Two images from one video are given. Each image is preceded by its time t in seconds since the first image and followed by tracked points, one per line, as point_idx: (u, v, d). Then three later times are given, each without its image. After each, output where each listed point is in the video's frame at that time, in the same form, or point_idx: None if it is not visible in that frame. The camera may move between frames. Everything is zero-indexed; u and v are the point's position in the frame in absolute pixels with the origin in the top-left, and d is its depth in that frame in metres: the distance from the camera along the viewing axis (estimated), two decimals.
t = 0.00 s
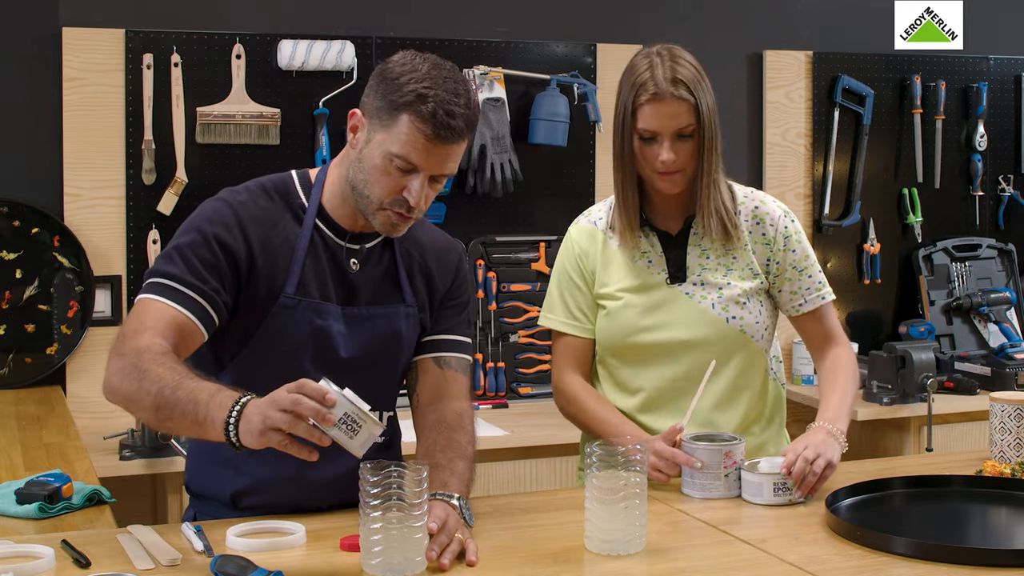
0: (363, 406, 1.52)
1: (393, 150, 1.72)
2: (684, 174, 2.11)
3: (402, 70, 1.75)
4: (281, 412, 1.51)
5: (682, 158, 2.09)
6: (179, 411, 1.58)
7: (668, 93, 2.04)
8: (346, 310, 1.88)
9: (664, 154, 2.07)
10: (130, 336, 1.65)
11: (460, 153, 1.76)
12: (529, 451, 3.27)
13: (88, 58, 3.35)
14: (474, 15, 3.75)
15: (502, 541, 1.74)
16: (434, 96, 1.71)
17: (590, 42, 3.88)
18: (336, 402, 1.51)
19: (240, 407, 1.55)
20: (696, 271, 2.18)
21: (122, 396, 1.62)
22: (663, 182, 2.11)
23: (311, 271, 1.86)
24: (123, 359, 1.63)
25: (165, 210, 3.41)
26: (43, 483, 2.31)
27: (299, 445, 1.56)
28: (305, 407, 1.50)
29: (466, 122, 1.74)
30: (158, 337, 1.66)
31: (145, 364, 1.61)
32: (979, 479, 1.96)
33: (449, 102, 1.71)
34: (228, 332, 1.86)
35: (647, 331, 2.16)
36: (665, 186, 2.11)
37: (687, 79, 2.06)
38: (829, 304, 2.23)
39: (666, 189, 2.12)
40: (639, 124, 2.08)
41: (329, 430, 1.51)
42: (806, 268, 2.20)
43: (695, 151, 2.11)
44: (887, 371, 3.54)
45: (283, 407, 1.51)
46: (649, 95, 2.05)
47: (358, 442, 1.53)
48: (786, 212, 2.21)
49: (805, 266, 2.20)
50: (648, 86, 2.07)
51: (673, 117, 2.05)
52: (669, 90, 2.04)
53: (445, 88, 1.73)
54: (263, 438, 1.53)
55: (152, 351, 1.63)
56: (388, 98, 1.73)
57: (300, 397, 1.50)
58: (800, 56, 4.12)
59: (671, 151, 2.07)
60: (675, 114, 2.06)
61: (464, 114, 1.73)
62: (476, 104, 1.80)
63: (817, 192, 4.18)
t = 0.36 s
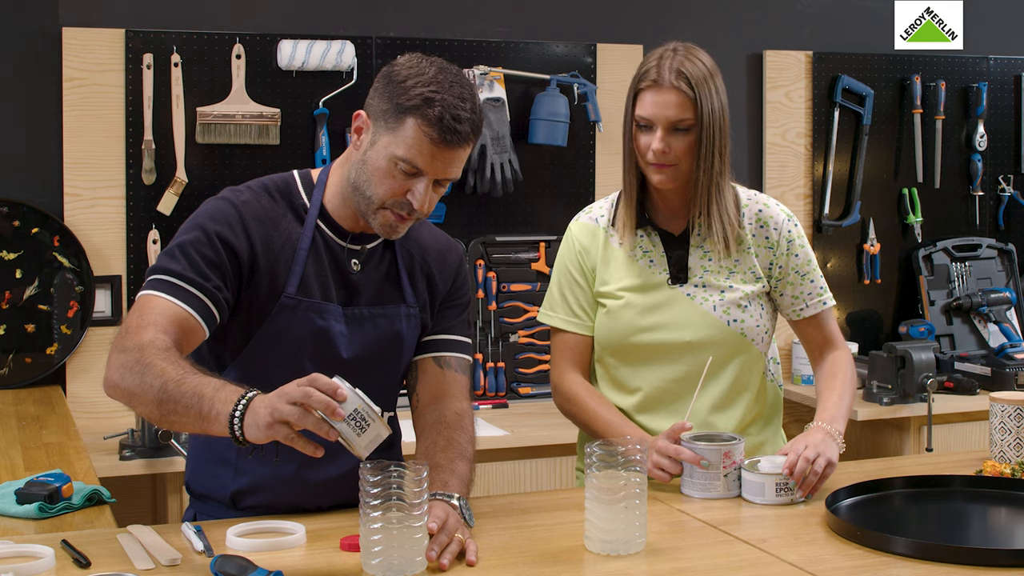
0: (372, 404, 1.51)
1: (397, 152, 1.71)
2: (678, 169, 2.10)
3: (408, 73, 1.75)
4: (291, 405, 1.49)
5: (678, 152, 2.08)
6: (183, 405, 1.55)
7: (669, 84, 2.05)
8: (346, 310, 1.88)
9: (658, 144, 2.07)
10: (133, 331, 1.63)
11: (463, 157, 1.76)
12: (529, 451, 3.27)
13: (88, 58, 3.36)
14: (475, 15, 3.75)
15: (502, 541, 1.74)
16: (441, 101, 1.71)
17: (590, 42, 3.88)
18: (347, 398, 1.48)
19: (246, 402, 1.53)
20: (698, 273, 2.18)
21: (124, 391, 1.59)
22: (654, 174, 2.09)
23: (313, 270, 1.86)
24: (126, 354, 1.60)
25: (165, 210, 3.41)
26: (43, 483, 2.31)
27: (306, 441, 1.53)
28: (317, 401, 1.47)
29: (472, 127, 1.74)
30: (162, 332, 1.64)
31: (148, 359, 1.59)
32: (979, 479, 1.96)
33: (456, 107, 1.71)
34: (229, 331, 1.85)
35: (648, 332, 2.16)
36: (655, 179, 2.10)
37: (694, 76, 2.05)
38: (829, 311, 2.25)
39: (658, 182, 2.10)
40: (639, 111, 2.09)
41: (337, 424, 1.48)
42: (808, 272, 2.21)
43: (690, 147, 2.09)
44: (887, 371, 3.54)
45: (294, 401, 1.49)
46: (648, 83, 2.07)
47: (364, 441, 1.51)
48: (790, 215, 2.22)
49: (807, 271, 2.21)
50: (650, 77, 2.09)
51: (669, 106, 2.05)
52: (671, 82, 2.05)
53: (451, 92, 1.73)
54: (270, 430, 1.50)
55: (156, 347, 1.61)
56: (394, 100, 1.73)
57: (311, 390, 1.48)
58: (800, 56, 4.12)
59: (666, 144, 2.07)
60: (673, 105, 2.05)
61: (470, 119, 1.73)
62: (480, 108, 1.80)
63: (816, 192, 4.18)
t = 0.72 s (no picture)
0: (379, 403, 1.52)
1: (399, 154, 1.71)
2: (684, 179, 2.08)
3: (412, 75, 1.75)
4: (300, 397, 1.49)
5: (684, 160, 2.05)
6: (187, 398, 1.55)
7: (683, 91, 2.02)
8: (346, 310, 1.89)
9: (663, 150, 2.05)
10: (134, 325, 1.62)
11: (465, 160, 1.76)
12: (529, 451, 3.27)
13: (88, 58, 3.36)
14: (475, 15, 3.75)
15: (503, 541, 1.74)
16: (444, 104, 1.71)
17: (590, 42, 3.88)
18: (357, 394, 1.49)
19: (252, 395, 1.53)
20: (698, 280, 2.18)
21: (127, 385, 1.58)
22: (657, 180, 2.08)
23: (312, 270, 1.86)
24: (128, 347, 1.60)
25: (165, 210, 3.41)
26: (43, 483, 2.31)
27: (311, 436, 1.53)
28: (327, 394, 1.48)
29: (474, 130, 1.74)
30: (163, 326, 1.63)
31: (152, 352, 1.58)
32: (979, 479, 1.96)
33: (459, 111, 1.71)
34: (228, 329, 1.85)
35: (644, 334, 2.16)
36: (659, 185, 2.09)
37: (709, 82, 2.01)
38: (824, 324, 2.26)
39: (662, 190, 2.09)
40: (650, 112, 2.07)
41: (345, 419, 1.49)
42: (805, 286, 2.22)
43: (700, 156, 2.06)
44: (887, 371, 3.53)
45: (303, 393, 1.49)
46: (664, 86, 2.05)
47: (369, 440, 1.52)
48: (795, 226, 2.21)
49: (805, 284, 2.22)
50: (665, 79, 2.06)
51: (679, 111, 2.03)
52: (685, 89, 2.02)
53: (455, 95, 1.73)
54: (277, 420, 1.50)
55: (159, 341, 1.60)
56: (397, 102, 1.73)
57: (322, 383, 1.49)
58: (800, 56, 4.12)
59: (672, 150, 2.05)
60: (684, 112, 2.02)
61: (472, 122, 1.73)
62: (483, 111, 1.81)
63: (817, 192, 4.18)
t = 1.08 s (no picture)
0: (383, 404, 1.53)
1: (400, 157, 1.71)
2: (686, 189, 2.05)
3: (413, 77, 1.76)
4: (305, 395, 1.48)
5: (687, 171, 2.02)
6: (188, 394, 1.55)
7: (687, 103, 1.98)
8: (346, 310, 1.89)
9: (664, 161, 2.02)
10: (135, 323, 1.62)
11: (466, 162, 1.76)
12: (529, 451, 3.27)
13: (89, 58, 3.36)
14: (475, 15, 3.75)
15: (503, 541, 1.74)
16: (445, 107, 1.71)
17: (590, 42, 3.88)
18: (362, 395, 1.50)
19: (255, 393, 1.53)
20: (692, 289, 2.17)
21: (127, 382, 1.58)
22: (659, 189, 2.06)
23: (313, 269, 1.86)
24: (128, 344, 1.59)
25: (165, 210, 3.41)
26: (43, 483, 2.31)
27: (312, 435, 1.53)
28: (333, 393, 1.48)
29: (475, 134, 1.74)
30: (165, 324, 1.63)
31: (153, 349, 1.58)
32: (979, 479, 1.96)
33: (460, 114, 1.71)
34: (230, 328, 1.86)
35: (634, 340, 2.17)
36: (661, 195, 2.06)
37: (711, 92, 1.98)
38: (808, 343, 2.20)
39: (664, 199, 2.07)
40: (654, 122, 2.05)
41: (349, 419, 1.49)
42: (793, 302, 2.17)
43: (705, 169, 2.03)
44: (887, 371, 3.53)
45: (308, 390, 1.49)
46: (667, 96, 2.02)
47: (371, 441, 1.52)
48: (794, 240, 2.16)
49: (793, 300, 2.17)
50: (669, 90, 2.03)
51: (682, 124, 1.99)
52: (689, 101, 1.98)
53: (456, 98, 1.73)
54: (280, 417, 1.49)
55: (161, 339, 1.60)
56: (399, 105, 1.72)
57: (327, 381, 1.49)
58: (800, 56, 4.12)
59: (674, 161, 2.02)
60: (687, 124, 1.99)
61: (474, 125, 1.73)
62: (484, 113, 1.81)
63: (816, 192, 4.18)
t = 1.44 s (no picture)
0: (384, 400, 1.52)
1: (394, 157, 1.71)
2: (685, 189, 2.05)
3: (410, 77, 1.75)
4: (305, 388, 1.49)
5: (687, 171, 2.02)
6: (188, 389, 1.55)
7: (689, 104, 1.98)
8: (345, 309, 1.89)
9: (665, 161, 2.02)
10: (135, 318, 1.62)
11: (461, 163, 1.76)
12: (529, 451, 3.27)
13: (89, 58, 3.36)
14: (475, 15, 3.75)
15: (503, 542, 1.74)
16: (442, 109, 1.71)
17: (590, 42, 3.88)
18: (362, 388, 1.50)
19: (255, 388, 1.53)
20: (693, 291, 2.17)
21: (127, 377, 1.58)
22: (660, 189, 2.06)
23: (312, 268, 1.86)
24: (128, 340, 1.59)
25: (165, 210, 3.41)
26: (43, 483, 2.31)
27: (312, 430, 1.53)
28: (333, 386, 1.48)
29: (470, 135, 1.74)
30: (165, 320, 1.63)
31: (153, 344, 1.58)
32: (979, 479, 1.96)
33: (455, 115, 1.71)
34: (230, 326, 1.86)
35: (634, 342, 2.17)
36: (661, 195, 2.06)
37: (714, 93, 1.98)
38: (809, 345, 2.20)
39: (664, 198, 2.07)
40: (656, 123, 2.05)
41: (349, 413, 1.48)
42: (794, 304, 2.17)
43: (707, 169, 2.03)
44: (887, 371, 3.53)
45: (308, 383, 1.49)
46: (670, 96, 2.02)
47: (371, 436, 1.51)
48: (796, 241, 2.16)
49: (794, 302, 2.17)
50: (671, 90, 2.03)
51: (684, 124, 1.99)
52: (691, 102, 1.98)
53: (453, 100, 1.73)
54: (279, 410, 1.50)
55: (161, 335, 1.60)
56: (395, 104, 1.72)
57: (327, 374, 1.49)
58: (800, 56, 4.12)
59: (675, 161, 2.02)
60: (688, 125, 1.99)
61: (469, 126, 1.73)
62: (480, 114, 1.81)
63: (816, 192, 4.18)
